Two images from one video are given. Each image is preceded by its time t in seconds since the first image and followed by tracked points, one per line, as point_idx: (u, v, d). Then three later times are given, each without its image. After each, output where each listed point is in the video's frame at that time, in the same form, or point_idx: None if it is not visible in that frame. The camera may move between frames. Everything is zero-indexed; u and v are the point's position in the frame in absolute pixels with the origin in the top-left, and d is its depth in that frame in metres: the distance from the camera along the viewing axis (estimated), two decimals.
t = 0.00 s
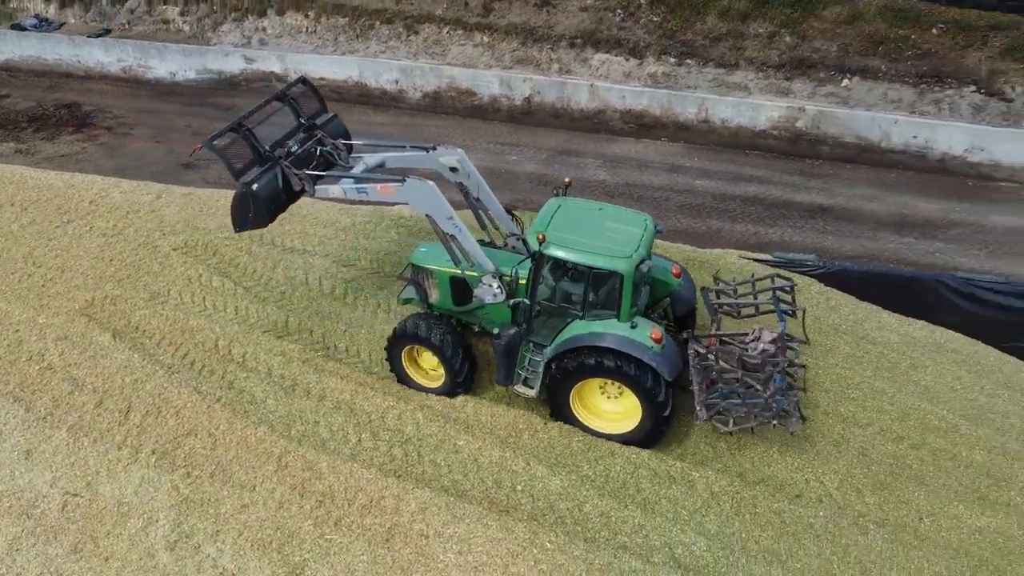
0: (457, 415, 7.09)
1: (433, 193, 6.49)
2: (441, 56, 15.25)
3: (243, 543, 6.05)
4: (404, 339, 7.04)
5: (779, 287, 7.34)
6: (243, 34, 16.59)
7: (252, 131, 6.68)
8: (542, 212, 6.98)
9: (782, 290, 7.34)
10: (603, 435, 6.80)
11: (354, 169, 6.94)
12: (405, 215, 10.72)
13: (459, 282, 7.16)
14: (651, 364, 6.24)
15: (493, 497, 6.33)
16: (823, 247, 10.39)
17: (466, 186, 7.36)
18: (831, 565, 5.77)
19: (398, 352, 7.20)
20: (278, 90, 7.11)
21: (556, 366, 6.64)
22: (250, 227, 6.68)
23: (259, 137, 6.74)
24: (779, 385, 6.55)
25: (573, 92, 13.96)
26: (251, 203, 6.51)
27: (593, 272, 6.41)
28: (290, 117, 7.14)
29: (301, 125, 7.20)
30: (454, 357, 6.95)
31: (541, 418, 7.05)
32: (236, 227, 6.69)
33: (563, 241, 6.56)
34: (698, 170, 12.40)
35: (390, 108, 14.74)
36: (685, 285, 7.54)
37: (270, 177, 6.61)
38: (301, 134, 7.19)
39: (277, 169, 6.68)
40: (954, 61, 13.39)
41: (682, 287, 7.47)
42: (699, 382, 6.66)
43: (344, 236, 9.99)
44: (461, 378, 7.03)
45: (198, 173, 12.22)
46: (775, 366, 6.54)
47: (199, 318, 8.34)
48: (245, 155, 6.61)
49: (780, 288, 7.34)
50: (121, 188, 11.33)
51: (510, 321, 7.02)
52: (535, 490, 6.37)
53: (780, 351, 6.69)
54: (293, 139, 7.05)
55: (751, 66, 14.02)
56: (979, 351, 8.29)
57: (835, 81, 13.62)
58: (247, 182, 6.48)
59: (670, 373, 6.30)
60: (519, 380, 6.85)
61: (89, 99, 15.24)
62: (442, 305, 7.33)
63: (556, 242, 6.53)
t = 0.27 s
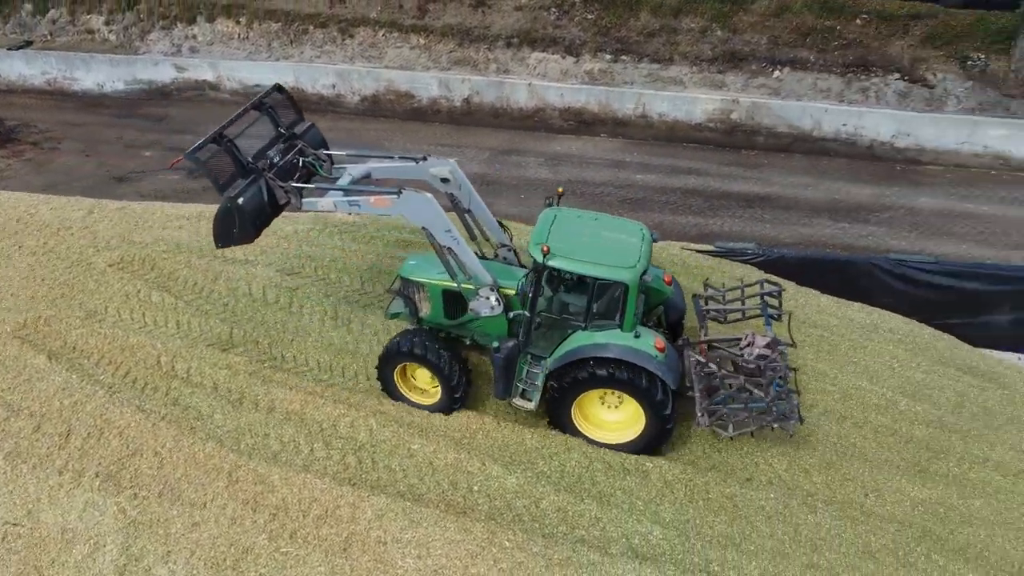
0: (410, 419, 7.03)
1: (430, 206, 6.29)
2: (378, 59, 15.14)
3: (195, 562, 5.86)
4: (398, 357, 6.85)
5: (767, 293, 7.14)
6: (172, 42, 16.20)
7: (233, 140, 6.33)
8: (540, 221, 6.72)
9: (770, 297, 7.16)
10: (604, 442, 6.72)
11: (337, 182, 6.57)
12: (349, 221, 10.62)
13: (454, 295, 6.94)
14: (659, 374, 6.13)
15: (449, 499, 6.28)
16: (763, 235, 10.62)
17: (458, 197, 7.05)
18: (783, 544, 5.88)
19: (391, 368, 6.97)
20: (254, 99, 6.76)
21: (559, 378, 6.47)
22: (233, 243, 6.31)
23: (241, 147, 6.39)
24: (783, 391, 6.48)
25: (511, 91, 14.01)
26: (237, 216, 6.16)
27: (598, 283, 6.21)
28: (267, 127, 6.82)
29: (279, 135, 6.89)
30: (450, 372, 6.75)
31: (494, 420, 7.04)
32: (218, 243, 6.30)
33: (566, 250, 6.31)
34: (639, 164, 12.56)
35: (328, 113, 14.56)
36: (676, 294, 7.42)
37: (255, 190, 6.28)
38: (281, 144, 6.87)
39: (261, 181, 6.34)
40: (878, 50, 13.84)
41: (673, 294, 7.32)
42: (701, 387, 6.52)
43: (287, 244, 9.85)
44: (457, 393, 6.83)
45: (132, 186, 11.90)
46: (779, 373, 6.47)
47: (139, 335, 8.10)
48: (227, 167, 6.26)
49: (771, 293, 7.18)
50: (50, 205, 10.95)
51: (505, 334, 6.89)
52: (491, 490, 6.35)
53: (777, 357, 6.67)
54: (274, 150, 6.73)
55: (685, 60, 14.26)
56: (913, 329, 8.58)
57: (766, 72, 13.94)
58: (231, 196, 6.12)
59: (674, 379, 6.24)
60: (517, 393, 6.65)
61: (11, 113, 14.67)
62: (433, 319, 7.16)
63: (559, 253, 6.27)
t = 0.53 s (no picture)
0: (364, 425, 6.97)
1: (438, 215, 6.13)
2: (315, 64, 14.96)
3: None
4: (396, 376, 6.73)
5: (761, 295, 7.17)
6: (101, 52, 15.74)
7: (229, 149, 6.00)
8: (546, 229, 6.63)
9: (765, 299, 7.19)
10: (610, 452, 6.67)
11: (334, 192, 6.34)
12: (293, 228, 10.47)
13: (458, 306, 6.80)
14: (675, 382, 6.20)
15: (408, 503, 6.23)
16: (706, 226, 10.81)
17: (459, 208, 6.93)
18: (739, 528, 5.98)
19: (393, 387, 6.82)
20: (246, 104, 6.41)
21: (572, 389, 6.42)
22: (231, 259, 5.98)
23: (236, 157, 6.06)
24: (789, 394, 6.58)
25: (452, 93, 13.99)
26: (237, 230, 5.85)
27: (613, 293, 6.19)
28: (259, 134, 6.48)
29: (271, 142, 6.55)
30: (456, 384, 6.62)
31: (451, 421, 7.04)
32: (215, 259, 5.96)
33: (575, 259, 6.27)
34: (582, 161, 12.65)
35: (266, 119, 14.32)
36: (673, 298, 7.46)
37: (253, 202, 5.97)
38: (274, 153, 6.54)
39: (259, 193, 6.05)
40: (808, 41, 14.20)
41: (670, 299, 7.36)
42: (709, 393, 6.60)
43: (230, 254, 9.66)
44: (466, 405, 6.70)
45: (64, 201, 11.51)
46: (785, 375, 6.55)
47: (78, 354, 7.79)
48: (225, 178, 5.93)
49: (763, 297, 7.11)
50: None
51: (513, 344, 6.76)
52: (450, 492, 6.32)
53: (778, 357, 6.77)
54: (268, 159, 6.41)
55: (622, 56, 14.43)
56: (853, 312, 8.84)
57: (702, 66, 14.22)
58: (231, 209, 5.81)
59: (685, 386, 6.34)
60: (524, 403, 6.58)
61: None
62: (434, 331, 6.97)
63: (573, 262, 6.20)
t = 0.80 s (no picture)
0: (333, 431, 6.92)
1: (470, 223, 5.95)
2: (272, 68, 14.80)
3: None
4: (426, 389, 6.55)
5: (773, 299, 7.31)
6: (50, 60, 15.41)
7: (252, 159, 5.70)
8: (570, 238, 6.53)
9: (774, 302, 7.33)
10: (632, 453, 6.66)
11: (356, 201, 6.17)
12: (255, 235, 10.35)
13: (482, 316, 6.54)
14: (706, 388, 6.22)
15: (380, 507, 6.18)
16: (668, 222, 10.92)
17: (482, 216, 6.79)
18: (709, 520, 6.05)
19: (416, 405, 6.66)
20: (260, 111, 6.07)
21: (599, 397, 6.33)
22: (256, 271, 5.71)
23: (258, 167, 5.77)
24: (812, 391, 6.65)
25: (412, 94, 13.94)
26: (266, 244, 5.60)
27: (644, 299, 6.09)
28: (274, 142, 6.17)
29: (286, 150, 6.25)
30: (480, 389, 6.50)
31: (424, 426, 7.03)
32: (237, 271, 5.68)
33: (603, 265, 6.16)
34: (544, 160, 12.69)
35: (224, 125, 14.12)
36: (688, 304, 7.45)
37: (279, 214, 5.73)
38: (289, 160, 6.26)
39: (284, 204, 5.83)
40: (762, 37, 14.44)
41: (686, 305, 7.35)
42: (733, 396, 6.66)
43: (191, 263, 9.52)
44: (495, 409, 6.58)
45: (16, 213, 11.19)
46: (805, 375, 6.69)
47: (35, 369, 7.58)
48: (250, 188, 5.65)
49: (774, 300, 7.30)
50: None
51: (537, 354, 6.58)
52: (422, 495, 6.29)
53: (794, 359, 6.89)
54: (287, 168, 6.13)
55: (581, 55, 14.50)
56: (814, 303, 9.01)
57: (659, 64, 14.34)
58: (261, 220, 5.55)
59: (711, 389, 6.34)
60: (552, 412, 6.46)
61: None
62: (457, 342, 6.69)
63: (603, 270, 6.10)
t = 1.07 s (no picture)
0: (308, 437, 6.86)
1: (509, 235, 5.84)
2: (239, 72, 14.65)
3: None
4: (465, 403, 6.40)
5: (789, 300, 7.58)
6: (10, 66, 15.11)
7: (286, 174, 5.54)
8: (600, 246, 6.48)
9: (790, 303, 7.60)
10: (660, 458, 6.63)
11: (387, 213, 6.03)
12: (224, 240, 10.24)
13: (515, 325, 6.44)
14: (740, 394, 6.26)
15: (357, 512, 6.13)
16: (639, 219, 10.98)
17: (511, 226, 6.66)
18: (686, 514, 6.09)
19: (450, 421, 6.56)
20: (288, 125, 5.88)
21: (635, 401, 6.28)
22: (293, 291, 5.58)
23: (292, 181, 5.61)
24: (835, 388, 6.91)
25: (381, 96, 13.87)
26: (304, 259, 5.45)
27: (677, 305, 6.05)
28: (302, 155, 5.99)
29: (313, 163, 6.09)
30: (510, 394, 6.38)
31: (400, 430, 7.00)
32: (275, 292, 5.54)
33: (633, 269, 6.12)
34: (515, 160, 12.70)
35: (191, 130, 13.95)
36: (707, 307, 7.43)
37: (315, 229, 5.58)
38: (317, 174, 6.10)
39: (318, 220, 5.73)
40: (728, 35, 14.60)
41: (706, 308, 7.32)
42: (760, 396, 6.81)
43: (160, 270, 9.40)
44: (528, 412, 6.43)
45: None
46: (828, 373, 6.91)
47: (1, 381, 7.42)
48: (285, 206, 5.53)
49: (791, 302, 7.56)
50: None
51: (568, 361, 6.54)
52: (400, 498, 6.25)
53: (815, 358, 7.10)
54: (317, 182, 5.97)
55: (549, 55, 14.53)
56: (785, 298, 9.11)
57: (628, 62, 14.39)
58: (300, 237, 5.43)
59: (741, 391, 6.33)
60: (584, 419, 6.47)
61: None
62: (487, 354, 6.59)
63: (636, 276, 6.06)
